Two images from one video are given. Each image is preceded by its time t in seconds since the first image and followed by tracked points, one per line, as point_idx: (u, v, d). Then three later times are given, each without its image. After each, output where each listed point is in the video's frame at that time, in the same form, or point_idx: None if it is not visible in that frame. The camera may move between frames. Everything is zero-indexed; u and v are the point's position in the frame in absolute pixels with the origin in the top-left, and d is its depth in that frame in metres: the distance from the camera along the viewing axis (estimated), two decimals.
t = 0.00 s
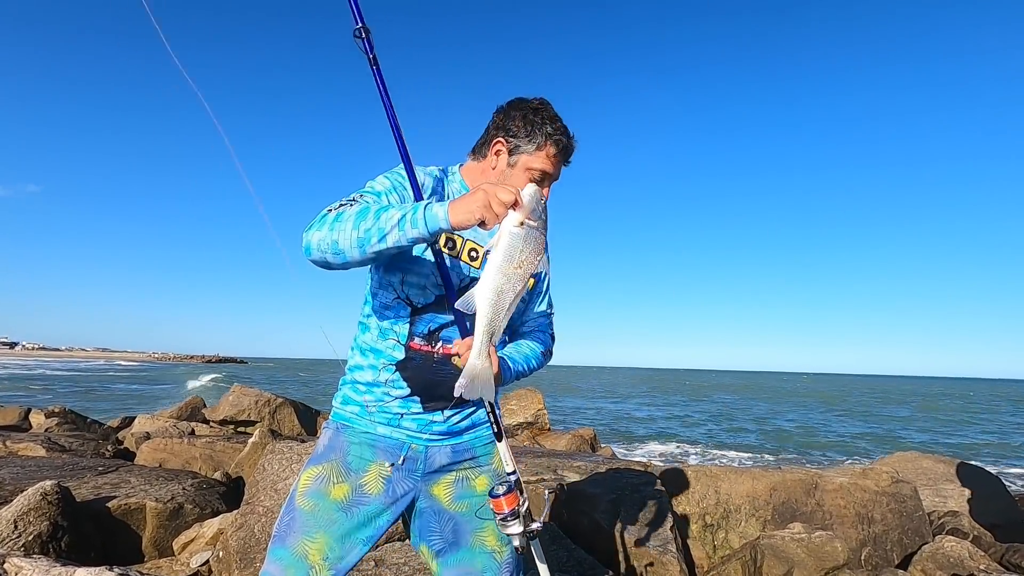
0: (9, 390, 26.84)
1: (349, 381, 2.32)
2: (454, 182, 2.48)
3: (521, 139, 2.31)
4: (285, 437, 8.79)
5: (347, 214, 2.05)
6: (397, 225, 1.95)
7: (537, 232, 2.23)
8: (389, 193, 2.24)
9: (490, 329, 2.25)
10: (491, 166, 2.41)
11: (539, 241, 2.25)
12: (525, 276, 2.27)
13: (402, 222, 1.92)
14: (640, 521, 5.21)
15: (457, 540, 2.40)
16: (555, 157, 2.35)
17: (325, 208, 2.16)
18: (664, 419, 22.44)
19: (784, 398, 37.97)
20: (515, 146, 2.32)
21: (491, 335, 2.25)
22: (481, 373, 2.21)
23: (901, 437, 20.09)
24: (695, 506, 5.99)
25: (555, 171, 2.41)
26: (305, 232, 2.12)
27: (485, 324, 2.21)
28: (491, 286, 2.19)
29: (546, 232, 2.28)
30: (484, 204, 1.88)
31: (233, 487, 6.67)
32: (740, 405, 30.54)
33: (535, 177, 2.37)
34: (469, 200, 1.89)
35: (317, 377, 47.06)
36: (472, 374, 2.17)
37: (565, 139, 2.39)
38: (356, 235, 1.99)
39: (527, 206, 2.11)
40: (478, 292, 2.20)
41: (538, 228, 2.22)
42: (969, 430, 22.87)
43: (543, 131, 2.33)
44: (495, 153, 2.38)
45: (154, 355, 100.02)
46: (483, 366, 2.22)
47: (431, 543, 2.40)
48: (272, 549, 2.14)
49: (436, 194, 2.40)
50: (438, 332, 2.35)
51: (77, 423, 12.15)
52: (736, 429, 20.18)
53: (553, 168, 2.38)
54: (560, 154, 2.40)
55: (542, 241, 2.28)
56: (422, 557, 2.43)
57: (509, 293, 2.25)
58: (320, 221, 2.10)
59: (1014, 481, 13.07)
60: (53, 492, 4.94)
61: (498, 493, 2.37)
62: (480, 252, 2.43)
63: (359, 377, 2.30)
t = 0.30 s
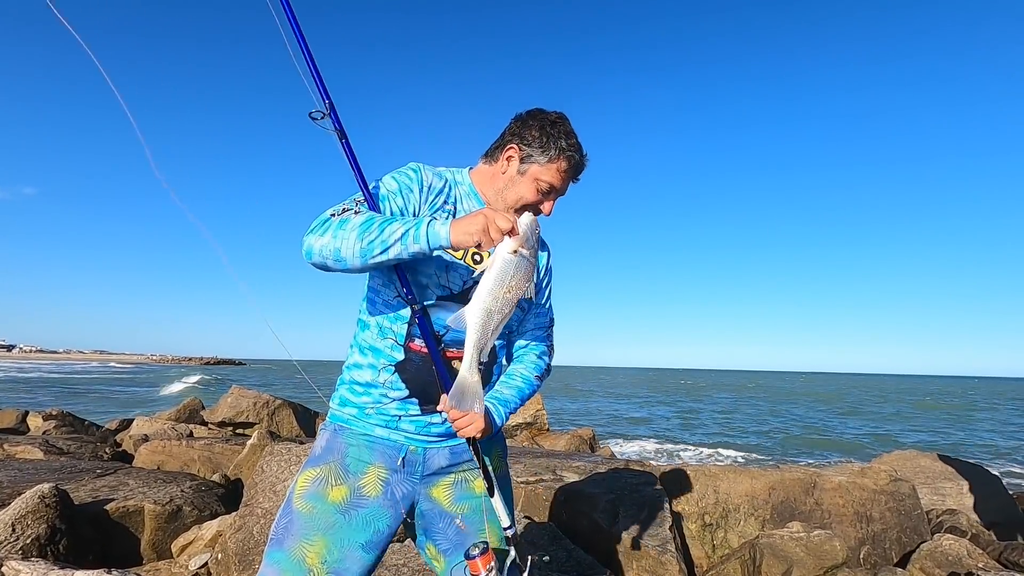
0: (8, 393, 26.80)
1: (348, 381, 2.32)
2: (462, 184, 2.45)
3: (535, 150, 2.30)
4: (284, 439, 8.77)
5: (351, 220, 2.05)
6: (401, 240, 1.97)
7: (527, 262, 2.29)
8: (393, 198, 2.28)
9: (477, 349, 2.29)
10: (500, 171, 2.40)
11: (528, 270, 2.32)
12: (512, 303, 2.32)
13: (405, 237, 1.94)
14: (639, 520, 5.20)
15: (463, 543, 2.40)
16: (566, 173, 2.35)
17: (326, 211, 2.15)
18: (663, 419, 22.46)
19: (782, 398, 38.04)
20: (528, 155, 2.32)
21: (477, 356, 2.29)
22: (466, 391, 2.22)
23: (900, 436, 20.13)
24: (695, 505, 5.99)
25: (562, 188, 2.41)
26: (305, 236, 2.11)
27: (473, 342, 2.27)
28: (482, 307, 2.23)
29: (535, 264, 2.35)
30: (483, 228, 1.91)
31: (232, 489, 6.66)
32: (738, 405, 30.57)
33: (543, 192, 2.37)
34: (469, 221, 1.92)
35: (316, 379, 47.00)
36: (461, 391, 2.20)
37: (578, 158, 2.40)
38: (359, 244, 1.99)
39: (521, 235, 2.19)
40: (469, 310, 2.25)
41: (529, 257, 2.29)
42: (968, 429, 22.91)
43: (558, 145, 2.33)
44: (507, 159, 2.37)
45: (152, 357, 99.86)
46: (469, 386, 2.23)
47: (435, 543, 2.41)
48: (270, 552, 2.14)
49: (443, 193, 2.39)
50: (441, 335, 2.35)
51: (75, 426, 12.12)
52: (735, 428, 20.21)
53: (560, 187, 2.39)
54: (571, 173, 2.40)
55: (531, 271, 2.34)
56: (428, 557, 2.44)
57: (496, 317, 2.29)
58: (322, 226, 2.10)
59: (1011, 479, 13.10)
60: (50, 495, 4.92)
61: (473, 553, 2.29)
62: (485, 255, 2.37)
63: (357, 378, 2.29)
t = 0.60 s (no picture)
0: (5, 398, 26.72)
1: (347, 382, 2.31)
2: (465, 186, 2.45)
3: (529, 139, 2.30)
4: (282, 442, 8.75)
5: (343, 241, 2.05)
6: (391, 267, 1.98)
7: (511, 294, 2.29)
8: (389, 204, 2.27)
9: (458, 377, 2.27)
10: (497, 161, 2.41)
11: (512, 302, 2.31)
12: (494, 333, 2.31)
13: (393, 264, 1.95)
14: (638, 521, 5.20)
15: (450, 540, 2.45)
16: (558, 164, 2.30)
17: (320, 228, 2.16)
18: (662, 419, 22.45)
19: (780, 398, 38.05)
20: (522, 146, 2.31)
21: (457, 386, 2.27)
22: (446, 417, 2.19)
23: (898, 435, 20.14)
24: (693, 506, 5.99)
25: (554, 184, 2.37)
26: (304, 253, 2.12)
27: (453, 372, 2.23)
28: (462, 339, 2.22)
29: (518, 297, 2.35)
30: (468, 257, 1.94)
31: (229, 492, 6.64)
32: (737, 405, 30.59)
33: (533, 184, 2.33)
34: (454, 251, 1.95)
35: (313, 382, 46.86)
36: (437, 415, 2.17)
37: (574, 155, 2.37)
38: (351, 269, 2.00)
39: (504, 265, 2.17)
40: (449, 342, 2.22)
41: (513, 287, 2.28)
42: (966, 427, 22.95)
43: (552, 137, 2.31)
44: (502, 151, 2.38)
45: (149, 361, 99.55)
46: (449, 414, 2.20)
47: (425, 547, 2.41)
48: (269, 555, 2.13)
49: (442, 195, 2.38)
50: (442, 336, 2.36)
51: (72, 430, 12.08)
52: (733, 428, 20.20)
53: (552, 182, 2.35)
54: (565, 170, 2.36)
55: (514, 304, 2.34)
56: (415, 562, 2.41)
57: (477, 349, 2.29)
58: (317, 245, 2.11)
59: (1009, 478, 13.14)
60: (47, 500, 4.90)
61: (439, 556, 2.42)
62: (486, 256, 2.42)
63: (356, 378, 2.28)
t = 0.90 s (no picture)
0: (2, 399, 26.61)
1: (345, 378, 2.31)
2: (457, 178, 2.46)
3: (514, 122, 2.32)
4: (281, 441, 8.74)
5: (333, 237, 2.05)
6: (378, 268, 1.98)
7: (490, 305, 2.26)
8: (381, 197, 2.28)
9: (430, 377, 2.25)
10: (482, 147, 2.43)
11: (490, 313, 2.29)
12: (468, 339, 2.29)
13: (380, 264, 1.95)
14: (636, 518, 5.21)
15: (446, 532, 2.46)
16: (540, 147, 2.30)
17: (312, 222, 2.16)
18: (661, 417, 22.47)
19: (778, 395, 38.10)
20: (506, 129, 2.33)
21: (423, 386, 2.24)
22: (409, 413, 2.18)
23: (897, 432, 20.18)
24: (691, 503, 5.98)
25: (536, 169, 2.35)
26: (296, 246, 2.13)
27: (425, 370, 2.21)
28: (434, 340, 2.19)
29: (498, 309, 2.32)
30: (450, 264, 1.94)
31: (228, 492, 6.64)
32: (736, 402, 30.64)
33: (514, 166, 2.32)
34: (439, 257, 1.95)
35: (312, 381, 46.80)
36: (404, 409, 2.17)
37: (558, 143, 2.37)
38: (339, 265, 2.00)
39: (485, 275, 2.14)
40: (424, 339, 2.19)
41: (493, 297, 2.24)
42: (964, 424, 22.99)
43: (533, 120, 2.33)
44: (488, 137, 2.41)
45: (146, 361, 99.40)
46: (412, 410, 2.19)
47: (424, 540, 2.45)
48: (269, 553, 2.13)
49: (433, 185, 2.38)
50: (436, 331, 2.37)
51: (70, 431, 12.06)
52: (732, 426, 20.23)
53: (534, 166, 2.33)
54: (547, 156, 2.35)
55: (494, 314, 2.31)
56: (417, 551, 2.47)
57: (447, 353, 2.26)
58: (308, 238, 2.11)
59: (1006, 474, 13.19)
60: (45, 500, 4.90)
61: (436, 544, 2.44)
62: (479, 248, 2.41)
63: (353, 375, 2.29)
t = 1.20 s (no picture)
0: (0, 398, 26.57)
1: (344, 376, 2.31)
2: (455, 177, 2.46)
3: (517, 128, 2.30)
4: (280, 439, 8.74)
5: (331, 238, 2.04)
6: (376, 274, 1.99)
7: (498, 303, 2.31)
8: (379, 196, 2.28)
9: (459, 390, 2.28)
10: (485, 149, 2.41)
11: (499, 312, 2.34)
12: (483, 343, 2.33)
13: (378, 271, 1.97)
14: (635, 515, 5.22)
15: (445, 532, 2.44)
16: (541, 155, 2.28)
17: (310, 221, 2.16)
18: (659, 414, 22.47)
19: (776, 392, 38.16)
20: (508, 134, 2.31)
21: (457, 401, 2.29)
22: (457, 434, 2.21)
23: (895, 428, 20.19)
24: (691, 500, 5.98)
25: (536, 176, 2.34)
26: (294, 245, 2.12)
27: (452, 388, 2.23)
28: (456, 356, 2.24)
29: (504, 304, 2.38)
30: (451, 279, 1.99)
31: (228, 490, 6.64)
32: (734, 399, 30.67)
33: (515, 172, 2.31)
34: (438, 269, 1.98)
35: (311, 379, 46.78)
36: (450, 435, 2.19)
37: (560, 151, 2.35)
38: (337, 267, 2.00)
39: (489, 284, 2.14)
40: (446, 360, 2.23)
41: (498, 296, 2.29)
42: (962, 420, 23.01)
43: (537, 127, 2.31)
44: (491, 139, 2.39)
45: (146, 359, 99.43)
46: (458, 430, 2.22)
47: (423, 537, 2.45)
48: (269, 550, 2.13)
49: (431, 184, 2.38)
50: (434, 329, 2.37)
51: (69, 429, 12.07)
52: (731, 422, 20.25)
53: (534, 173, 2.32)
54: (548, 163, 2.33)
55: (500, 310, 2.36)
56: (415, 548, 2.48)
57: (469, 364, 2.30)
58: (306, 238, 2.11)
59: (1005, 470, 13.21)
60: (44, 498, 4.90)
61: (434, 547, 2.36)
62: (475, 247, 2.42)
63: (352, 374, 2.29)
